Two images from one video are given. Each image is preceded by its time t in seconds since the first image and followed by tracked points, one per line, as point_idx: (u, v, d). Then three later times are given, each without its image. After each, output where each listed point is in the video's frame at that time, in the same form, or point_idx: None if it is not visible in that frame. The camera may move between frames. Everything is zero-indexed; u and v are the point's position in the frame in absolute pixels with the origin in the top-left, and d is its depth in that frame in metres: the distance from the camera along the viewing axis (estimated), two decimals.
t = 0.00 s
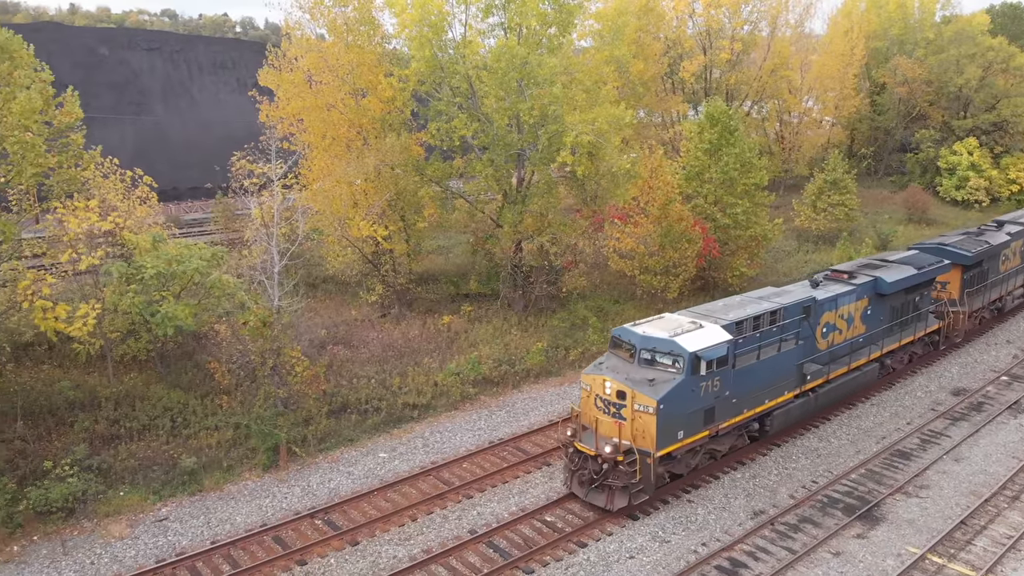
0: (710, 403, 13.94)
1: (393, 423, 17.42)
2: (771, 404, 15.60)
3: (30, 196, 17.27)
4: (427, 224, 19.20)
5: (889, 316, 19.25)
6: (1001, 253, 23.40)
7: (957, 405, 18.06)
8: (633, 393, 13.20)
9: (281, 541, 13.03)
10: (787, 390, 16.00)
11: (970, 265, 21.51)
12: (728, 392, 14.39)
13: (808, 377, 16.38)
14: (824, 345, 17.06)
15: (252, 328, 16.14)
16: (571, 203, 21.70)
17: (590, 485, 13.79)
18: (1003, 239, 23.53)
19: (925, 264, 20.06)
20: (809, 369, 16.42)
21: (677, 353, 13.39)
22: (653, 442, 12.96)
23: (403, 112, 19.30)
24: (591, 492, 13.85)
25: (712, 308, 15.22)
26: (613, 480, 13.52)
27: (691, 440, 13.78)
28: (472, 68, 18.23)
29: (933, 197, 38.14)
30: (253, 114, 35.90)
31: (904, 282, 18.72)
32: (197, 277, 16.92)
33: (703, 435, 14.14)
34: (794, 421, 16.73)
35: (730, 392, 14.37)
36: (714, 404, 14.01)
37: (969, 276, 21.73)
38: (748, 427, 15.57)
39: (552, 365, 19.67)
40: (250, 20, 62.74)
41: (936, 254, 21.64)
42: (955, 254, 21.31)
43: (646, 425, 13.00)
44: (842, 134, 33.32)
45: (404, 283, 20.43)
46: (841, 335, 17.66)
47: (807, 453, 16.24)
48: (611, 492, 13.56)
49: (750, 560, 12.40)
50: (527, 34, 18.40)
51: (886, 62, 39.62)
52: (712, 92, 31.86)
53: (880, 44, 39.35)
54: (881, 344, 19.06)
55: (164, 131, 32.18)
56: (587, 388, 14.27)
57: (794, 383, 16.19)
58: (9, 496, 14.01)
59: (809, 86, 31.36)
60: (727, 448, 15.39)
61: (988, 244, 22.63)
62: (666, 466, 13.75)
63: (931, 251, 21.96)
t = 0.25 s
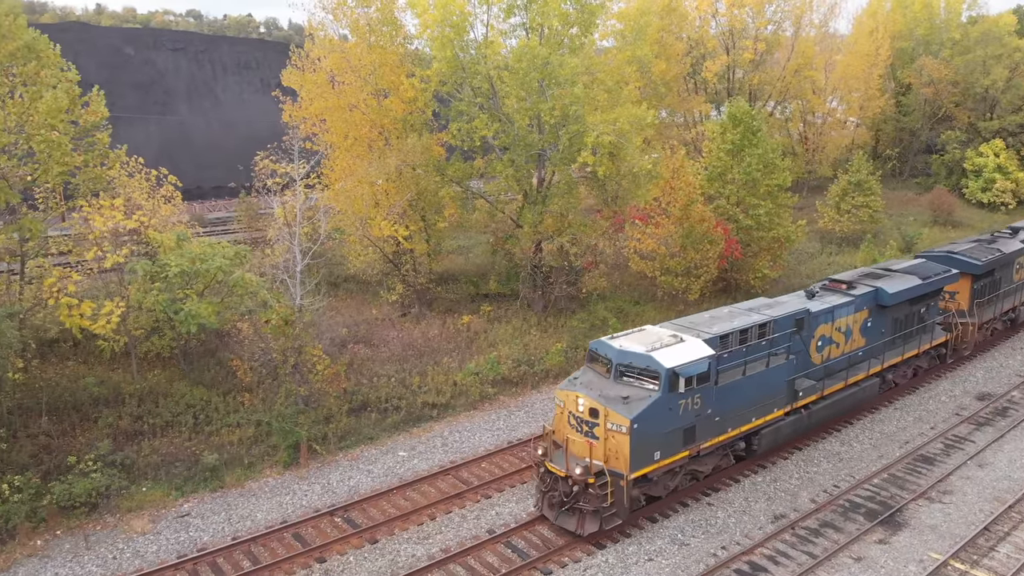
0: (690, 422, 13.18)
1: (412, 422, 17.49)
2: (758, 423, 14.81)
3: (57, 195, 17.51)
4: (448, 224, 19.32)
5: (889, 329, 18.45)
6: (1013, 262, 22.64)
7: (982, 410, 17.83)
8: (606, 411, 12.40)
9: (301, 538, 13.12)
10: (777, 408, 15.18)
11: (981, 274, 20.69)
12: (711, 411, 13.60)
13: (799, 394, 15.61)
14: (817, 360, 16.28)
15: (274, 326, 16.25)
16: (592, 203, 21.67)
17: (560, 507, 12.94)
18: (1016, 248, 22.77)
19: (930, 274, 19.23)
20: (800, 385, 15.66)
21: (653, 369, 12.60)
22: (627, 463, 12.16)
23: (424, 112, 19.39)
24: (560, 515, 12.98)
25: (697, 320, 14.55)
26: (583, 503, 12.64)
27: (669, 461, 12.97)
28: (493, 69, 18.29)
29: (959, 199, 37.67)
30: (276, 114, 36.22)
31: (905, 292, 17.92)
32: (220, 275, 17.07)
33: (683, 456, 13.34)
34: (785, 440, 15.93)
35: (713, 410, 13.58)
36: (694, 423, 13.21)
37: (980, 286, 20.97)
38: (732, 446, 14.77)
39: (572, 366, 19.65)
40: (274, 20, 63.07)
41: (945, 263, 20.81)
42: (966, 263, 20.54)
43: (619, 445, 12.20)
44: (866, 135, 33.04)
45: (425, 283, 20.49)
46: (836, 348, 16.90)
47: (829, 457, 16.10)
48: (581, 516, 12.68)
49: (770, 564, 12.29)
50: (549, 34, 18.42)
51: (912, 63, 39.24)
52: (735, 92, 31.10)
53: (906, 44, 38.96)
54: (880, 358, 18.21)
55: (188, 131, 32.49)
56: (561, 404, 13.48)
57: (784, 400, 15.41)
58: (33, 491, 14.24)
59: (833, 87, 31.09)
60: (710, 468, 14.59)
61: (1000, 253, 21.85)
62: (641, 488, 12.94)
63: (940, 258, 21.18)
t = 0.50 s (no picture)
0: (665, 442, 12.50)
1: (432, 421, 17.57)
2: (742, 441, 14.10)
3: (83, 193, 17.71)
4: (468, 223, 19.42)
5: (887, 341, 17.77)
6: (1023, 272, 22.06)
7: (1007, 415, 17.60)
8: (573, 429, 11.78)
9: (321, 536, 13.19)
10: (762, 426, 14.52)
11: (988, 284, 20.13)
12: (688, 431, 12.91)
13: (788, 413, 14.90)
14: (806, 375, 15.64)
15: (296, 324, 16.39)
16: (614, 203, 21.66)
17: (523, 530, 12.18)
18: None
19: (932, 285, 18.52)
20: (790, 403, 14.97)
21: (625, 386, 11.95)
22: (594, 486, 11.50)
23: (446, 112, 19.50)
24: (525, 539, 12.20)
25: (679, 332, 14.00)
26: (548, 527, 11.86)
27: (641, 482, 12.32)
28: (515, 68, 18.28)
29: (986, 201, 37.16)
30: (299, 114, 36.43)
31: (905, 304, 17.20)
32: (243, 273, 17.22)
33: (658, 477, 12.69)
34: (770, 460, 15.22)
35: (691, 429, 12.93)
36: (670, 442, 12.57)
37: (988, 297, 20.41)
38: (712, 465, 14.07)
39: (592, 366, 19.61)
40: (298, 20, 63.24)
41: (952, 271, 20.27)
42: (973, 272, 20.00)
43: (587, 465, 11.55)
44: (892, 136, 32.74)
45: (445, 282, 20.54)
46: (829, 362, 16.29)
47: (851, 461, 15.96)
48: (546, 541, 11.90)
49: (790, 568, 12.17)
50: (571, 34, 18.46)
51: (939, 63, 38.88)
52: (758, 93, 30.89)
53: (932, 44, 38.63)
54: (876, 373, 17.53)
55: (212, 131, 32.79)
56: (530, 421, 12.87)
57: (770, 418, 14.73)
58: (58, 485, 14.48)
59: (858, 88, 30.85)
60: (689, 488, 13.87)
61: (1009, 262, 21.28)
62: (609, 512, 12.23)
63: (947, 267, 20.65)
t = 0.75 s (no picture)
0: (634, 458, 11.81)
1: (452, 416, 17.63)
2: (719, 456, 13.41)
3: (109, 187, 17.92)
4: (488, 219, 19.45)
5: (881, 351, 17.06)
6: None
7: None
8: (533, 444, 11.11)
9: (340, 528, 13.29)
10: (743, 440, 13.82)
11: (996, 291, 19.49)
12: (658, 447, 12.22)
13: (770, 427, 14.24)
14: (791, 387, 14.96)
15: (318, 319, 16.50)
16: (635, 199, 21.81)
17: (480, 550, 11.51)
18: None
19: (931, 292, 17.74)
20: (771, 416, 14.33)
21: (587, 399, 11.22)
22: (555, 505, 10.85)
23: (467, 108, 19.56)
24: (482, 559, 11.54)
25: (653, 341, 13.51)
26: (507, 547, 11.28)
27: (607, 501, 11.65)
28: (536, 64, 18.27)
29: (1013, 199, 36.62)
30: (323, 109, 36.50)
31: (898, 313, 16.43)
32: (266, 268, 17.39)
33: (626, 495, 11.99)
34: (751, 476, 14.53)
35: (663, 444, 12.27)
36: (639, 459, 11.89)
37: (995, 303, 19.73)
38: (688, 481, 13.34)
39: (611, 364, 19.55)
40: (320, 16, 63.39)
41: (958, 276, 19.64)
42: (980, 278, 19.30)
43: (547, 483, 10.94)
44: (917, 133, 32.35)
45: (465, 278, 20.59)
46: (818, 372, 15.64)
47: (873, 460, 15.83)
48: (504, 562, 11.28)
49: (810, 568, 12.09)
50: (593, 30, 18.43)
51: (966, 59, 38.40)
52: (783, 89, 30.70)
53: (961, 40, 37.98)
54: (870, 384, 16.81)
55: (236, 125, 33.07)
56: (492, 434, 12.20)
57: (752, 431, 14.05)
58: (82, 476, 14.74)
59: (884, 83, 30.68)
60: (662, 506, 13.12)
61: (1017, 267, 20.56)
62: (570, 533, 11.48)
63: (952, 273, 19.96)
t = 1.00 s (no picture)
0: (594, 472, 11.18)
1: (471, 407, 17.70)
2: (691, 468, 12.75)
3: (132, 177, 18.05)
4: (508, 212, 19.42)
5: (872, 357, 16.38)
6: None
7: None
8: (485, 457, 10.58)
9: (360, 518, 13.39)
10: (717, 452, 13.21)
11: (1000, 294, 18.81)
12: (622, 460, 11.58)
13: (746, 438, 13.56)
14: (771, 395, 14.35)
15: (339, 310, 16.86)
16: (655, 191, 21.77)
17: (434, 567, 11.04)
18: None
19: (928, 296, 16.96)
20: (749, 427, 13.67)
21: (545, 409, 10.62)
22: (507, 521, 10.31)
23: (488, 100, 19.54)
24: None
25: (623, 347, 12.97)
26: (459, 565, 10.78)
27: (566, 517, 11.02)
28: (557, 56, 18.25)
29: None
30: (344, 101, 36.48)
31: (889, 319, 15.67)
32: (287, 259, 17.47)
33: (588, 510, 11.35)
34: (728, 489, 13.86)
35: (631, 457, 11.70)
36: (601, 472, 11.27)
37: (999, 307, 19.06)
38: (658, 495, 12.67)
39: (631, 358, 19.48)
40: (343, 8, 63.59)
41: (961, 279, 19.01)
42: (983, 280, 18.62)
43: (498, 498, 10.40)
44: (943, 126, 31.96)
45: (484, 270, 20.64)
46: (802, 380, 15.03)
47: (895, 458, 15.70)
48: None
49: (829, 564, 12.02)
50: (615, 21, 18.38)
51: (994, 51, 37.94)
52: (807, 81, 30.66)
53: (987, 32, 37.73)
54: (858, 392, 16.13)
55: (259, 116, 33.25)
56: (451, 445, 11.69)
57: (728, 442, 13.40)
58: (105, 463, 15.03)
59: (910, 75, 30.49)
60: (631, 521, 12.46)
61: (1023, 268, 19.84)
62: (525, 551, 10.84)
63: (954, 274, 19.28)
